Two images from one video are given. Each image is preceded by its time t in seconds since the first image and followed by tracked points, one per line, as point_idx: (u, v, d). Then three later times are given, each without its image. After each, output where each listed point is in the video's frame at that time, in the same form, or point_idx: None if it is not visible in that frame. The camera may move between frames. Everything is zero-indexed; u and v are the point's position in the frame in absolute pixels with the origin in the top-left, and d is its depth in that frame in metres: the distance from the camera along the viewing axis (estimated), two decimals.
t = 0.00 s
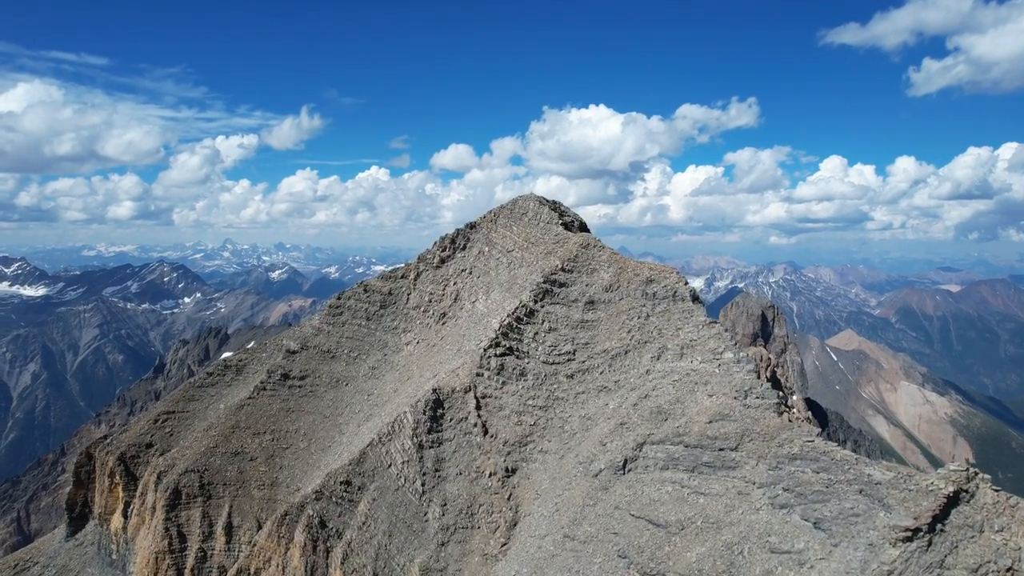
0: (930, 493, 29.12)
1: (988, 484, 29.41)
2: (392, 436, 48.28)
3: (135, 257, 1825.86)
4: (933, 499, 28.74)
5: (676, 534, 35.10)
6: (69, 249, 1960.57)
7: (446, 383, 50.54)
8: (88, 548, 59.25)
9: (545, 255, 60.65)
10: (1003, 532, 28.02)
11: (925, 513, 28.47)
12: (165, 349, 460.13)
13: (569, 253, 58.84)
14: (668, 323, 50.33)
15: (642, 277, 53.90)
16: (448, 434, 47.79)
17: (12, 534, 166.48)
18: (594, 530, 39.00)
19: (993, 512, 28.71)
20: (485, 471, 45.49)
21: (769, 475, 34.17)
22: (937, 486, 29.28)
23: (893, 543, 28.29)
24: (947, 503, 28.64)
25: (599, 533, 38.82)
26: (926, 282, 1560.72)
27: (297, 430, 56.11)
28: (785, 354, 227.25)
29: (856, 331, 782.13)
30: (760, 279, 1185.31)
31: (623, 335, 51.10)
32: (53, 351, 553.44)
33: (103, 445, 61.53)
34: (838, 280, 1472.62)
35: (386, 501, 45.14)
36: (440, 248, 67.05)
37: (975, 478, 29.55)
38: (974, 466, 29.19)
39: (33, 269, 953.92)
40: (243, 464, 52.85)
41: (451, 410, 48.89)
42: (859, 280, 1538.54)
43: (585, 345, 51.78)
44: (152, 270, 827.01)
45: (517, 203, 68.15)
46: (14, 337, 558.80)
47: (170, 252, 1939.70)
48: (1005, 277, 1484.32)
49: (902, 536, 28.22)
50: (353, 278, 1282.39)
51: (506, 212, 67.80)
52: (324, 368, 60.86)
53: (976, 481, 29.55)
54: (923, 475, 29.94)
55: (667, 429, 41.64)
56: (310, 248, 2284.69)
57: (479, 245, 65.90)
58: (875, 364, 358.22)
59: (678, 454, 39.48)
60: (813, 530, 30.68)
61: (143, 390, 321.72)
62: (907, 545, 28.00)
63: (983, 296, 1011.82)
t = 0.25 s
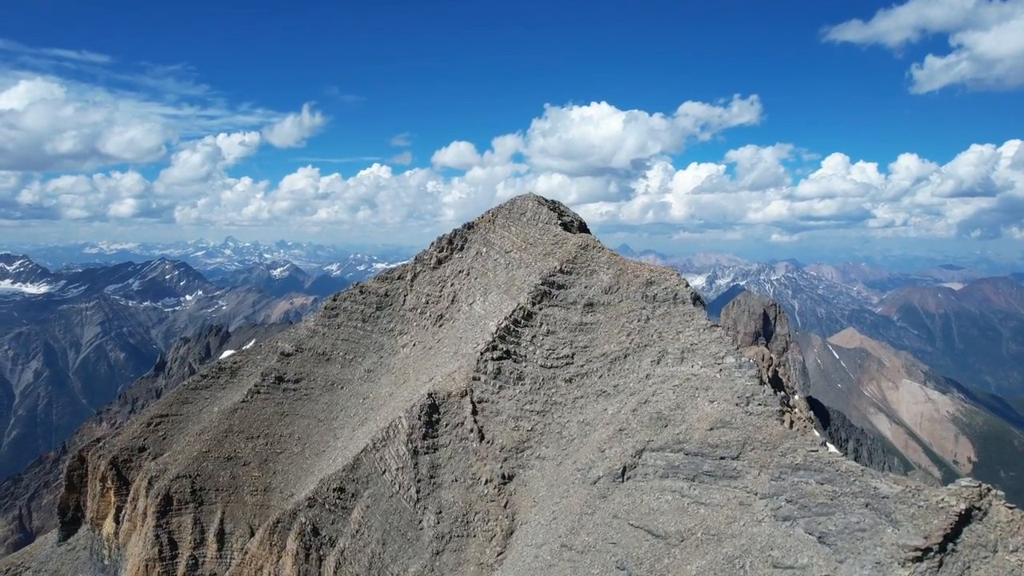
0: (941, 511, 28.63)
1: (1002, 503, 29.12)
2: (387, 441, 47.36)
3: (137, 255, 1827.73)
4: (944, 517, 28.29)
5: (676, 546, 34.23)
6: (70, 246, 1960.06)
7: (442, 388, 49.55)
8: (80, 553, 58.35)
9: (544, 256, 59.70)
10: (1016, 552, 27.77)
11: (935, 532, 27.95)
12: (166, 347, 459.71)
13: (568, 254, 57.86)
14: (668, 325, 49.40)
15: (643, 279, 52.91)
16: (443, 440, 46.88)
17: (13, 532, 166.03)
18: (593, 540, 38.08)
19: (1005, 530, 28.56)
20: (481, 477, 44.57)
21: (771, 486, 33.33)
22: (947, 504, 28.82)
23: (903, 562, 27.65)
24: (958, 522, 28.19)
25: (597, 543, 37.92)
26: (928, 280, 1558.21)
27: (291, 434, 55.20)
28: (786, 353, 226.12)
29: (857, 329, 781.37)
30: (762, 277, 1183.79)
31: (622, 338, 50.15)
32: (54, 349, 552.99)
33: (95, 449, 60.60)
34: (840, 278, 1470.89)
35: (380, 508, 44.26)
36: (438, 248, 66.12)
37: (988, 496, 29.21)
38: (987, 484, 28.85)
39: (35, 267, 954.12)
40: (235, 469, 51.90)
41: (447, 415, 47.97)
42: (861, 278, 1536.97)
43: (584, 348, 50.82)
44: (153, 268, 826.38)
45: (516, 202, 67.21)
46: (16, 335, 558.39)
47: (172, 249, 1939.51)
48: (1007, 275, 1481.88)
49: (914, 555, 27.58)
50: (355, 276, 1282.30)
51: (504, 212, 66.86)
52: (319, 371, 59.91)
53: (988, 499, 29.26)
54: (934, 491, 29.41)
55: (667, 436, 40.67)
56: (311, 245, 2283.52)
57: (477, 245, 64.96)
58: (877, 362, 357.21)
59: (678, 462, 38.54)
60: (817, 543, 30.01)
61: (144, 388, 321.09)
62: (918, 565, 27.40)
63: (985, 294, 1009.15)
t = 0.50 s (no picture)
0: (952, 530, 28.19)
1: (1013, 522, 28.87)
2: (381, 447, 46.41)
3: (139, 254, 1830.48)
4: (957, 536, 27.81)
5: (676, 558, 33.40)
6: (72, 244, 1960.03)
7: (438, 392, 48.60)
8: (71, 558, 57.45)
9: (542, 257, 58.69)
10: None
11: (947, 552, 27.50)
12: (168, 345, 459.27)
13: (566, 255, 56.87)
14: (668, 328, 48.38)
15: (643, 281, 51.86)
16: (438, 446, 45.93)
17: (15, 529, 165.85)
18: (590, 550, 37.29)
19: (1019, 551, 28.32)
20: (477, 485, 43.65)
21: (774, 497, 32.59)
22: (960, 523, 28.40)
23: None
24: (971, 542, 27.78)
25: (595, 554, 37.05)
26: (931, 278, 1556.58)
27: (285, 438, 54.25)
28: (788, 352, 224.92)
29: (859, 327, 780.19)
30: (763, 275, 1182.17)
31: (621, 342, 49.16)
32: (57, 346, 552.82)
33: (88, 452, 59.68)
34: (842, 276, 1468.90)
35: (374, 516, 43.36)
36: (435, 249, 65.09)
37: (999, 514, 28.92)
38: (1000, 503, 28.39)
39: (38, 264, 954.16)
40: (228, 474, 50.94)
41: (443, 420, 47.01)
42: (863, 276, 1534.64)
43: (583, 352, 49.81)
44: (154, 265, 825.55)
45: (514, 202, 66.21)
46: (18, 332, 558.11)
47: (174, 247, 1939.68)
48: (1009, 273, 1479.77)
49: (925, 574, 27.12)
50: (356, 274, 1282.31)
51: (502, 212, 65.83)
52: (314, 374, 58.96)
53: (1000, 517, 28.94)
54: (943, 508, 28.99)
55: (667, 443, 39.79)
56: (313, 243, 2282.78)
57: (475, 246, 64.02)
58: (879, 360, 356.30)
59: (678, 470, 37.59)
60: (822, 559, 29.53)
61: (145, 386, 320.65)
62: None
63: (987, 292, 1006.88)
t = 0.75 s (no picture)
0: (966, 551, 27.29)
1: None
2: (375, 453, 45.47)
3: (141, 251, 1833.08)
4: (970, 558, 26.85)
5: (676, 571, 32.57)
6: (74, 242, 1961.78)
7: (433, 397, 47.66)
8: (62, 564, 56.60)
9: (540, 258, 57.65)
10: None
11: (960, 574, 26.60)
12: (169, 342, 459.34)
13: (565, 257, 55.85)
14: (669, 332, 47.38)
15: (642, 284, 50.87)
16: (434, 452, 45.06)
17: (17, 527, 165.31)
18: (587, 561, 36.41)
19: None
20: (473, 492, 42.76)
21: (776, 509, 31.79)
22: (973, 544, 27.48)
23: None
24: (984, 563, 26.94)
25: (592, 565, 36.15)
26: (933, 276, 1553.90)
27: (279, 443, 53.38)
28: (790, 351, 223.41)
29: (861, 325, 777.99)
30: (765, 272, 1180.02)
31: (621, 346, 48.22)
32: (59, 344, 552.95)
33: (80, 456, 58.81)
34: (844, 273, 1466.07)
35: (367, 524, 42.52)
36: (432, 250, 64.16)
37: (1014, 534, 27.99)
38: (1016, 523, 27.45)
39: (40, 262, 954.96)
40: (220, 479, 50.07)
41: (439, 425, 46.08)
42: (865, 274, 1532.04)
43: (581, 355, 48.87)
44: (156, 262, 825.03)
45: (512, 202, 65.22)
46: (20, 330, 558.46)
47: (176, 245, 1940.84)
48: (1011, 271, 1476.11)
49: None
50: (358, 271, 1281.99)
51: (500, 212, 64.83)
52: (309, 377, 58.06)
53: (1014, 538, 28.01)
54: (955, 527, 28.10)
55: (667, 450, 38.87)
56: (314, 241, 2283.08)
57: (473, 247, 63.03)
58: (881, 358, 354.74)
59: (678, 479, 36.70)
60: None
61: (146, 384, 320.37)
62: None
63: (990, 290, 1004.23)
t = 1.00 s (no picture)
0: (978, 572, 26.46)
1: None
2: (368, 461, 44.67)
3: (143, 249, 1834.61)
4: None
5: None
6: (75, 239, 1962.56)
7: (429, 402, 46.73)
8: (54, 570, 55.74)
9: (539, 260, 56.65)
10: None
11: None
12: (171, 340, 459.30)
13: (565, 258, 54.75)
14: (670, 336, 46.50)
15: (642, 287, 49.96)
16: (429, 459, 44.19)
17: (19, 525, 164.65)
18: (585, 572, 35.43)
19: None
20: (469, 500, 41.86)
21: (780, 523, 30.97)
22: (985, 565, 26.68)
23: None
24: None
25: None
26: (935, 273, 1551.16)
27: (273, 448, 52.49)
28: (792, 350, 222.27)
29: (863, 323, 776.11)
30: (767, 270, 1177.70)
31: (620, 350, 47.28)
32: (61, 342, 553.13)
33: (72, 460, 57.90)
34: (846, 271, 1463.59)
35: (360, 533, 41.63)
36: (429, 251, 63.23)
37: None
38: None
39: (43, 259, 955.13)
40: (212, 485, 49.17)
41: (434, 431, 45.25)
42: (867, 272, 1529.46)
43: (580, 360, 47.93)
44: (158, 259, 823.31)
45: (511, 202, 64.21)
46: (23, 327, 558.70)
47: (178, 242, 1940.22)
48: (1014, 269, 1473.42)
49: None
50: (360, 269, 1281.74)
51: (499, 213, 63.85)
52: (303, 380, 57.10)
53: None
54: (966, 547, 27.26)
55: (667, 459, 37.90)
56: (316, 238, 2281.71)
57: (470, 247, 62.05)
58: (883, 357, 353.23)
59: (678, 489, 35.78)
60: None
61: (148, 382, 320.01)
62: None
63: (992, 288, 1001.09)
